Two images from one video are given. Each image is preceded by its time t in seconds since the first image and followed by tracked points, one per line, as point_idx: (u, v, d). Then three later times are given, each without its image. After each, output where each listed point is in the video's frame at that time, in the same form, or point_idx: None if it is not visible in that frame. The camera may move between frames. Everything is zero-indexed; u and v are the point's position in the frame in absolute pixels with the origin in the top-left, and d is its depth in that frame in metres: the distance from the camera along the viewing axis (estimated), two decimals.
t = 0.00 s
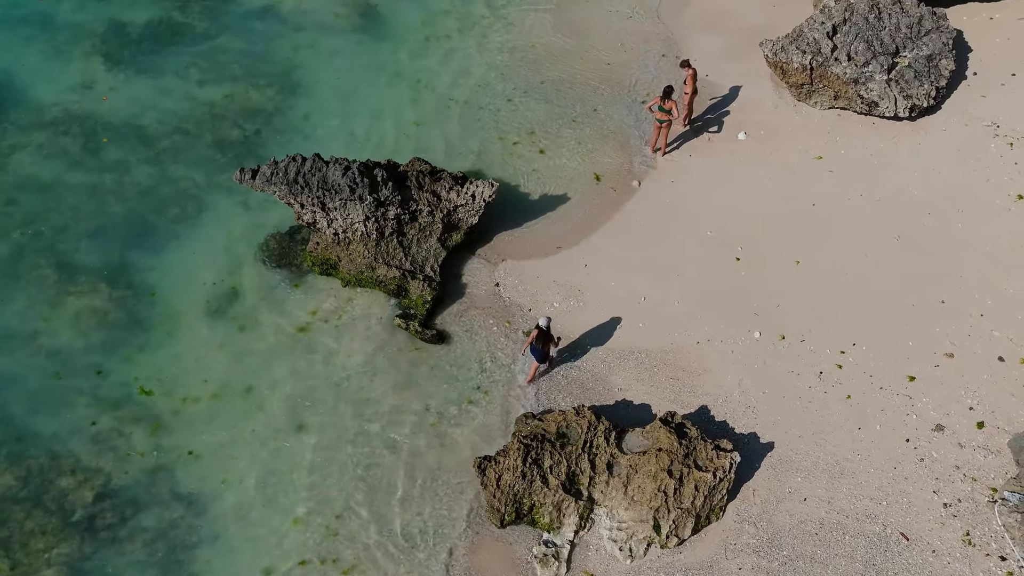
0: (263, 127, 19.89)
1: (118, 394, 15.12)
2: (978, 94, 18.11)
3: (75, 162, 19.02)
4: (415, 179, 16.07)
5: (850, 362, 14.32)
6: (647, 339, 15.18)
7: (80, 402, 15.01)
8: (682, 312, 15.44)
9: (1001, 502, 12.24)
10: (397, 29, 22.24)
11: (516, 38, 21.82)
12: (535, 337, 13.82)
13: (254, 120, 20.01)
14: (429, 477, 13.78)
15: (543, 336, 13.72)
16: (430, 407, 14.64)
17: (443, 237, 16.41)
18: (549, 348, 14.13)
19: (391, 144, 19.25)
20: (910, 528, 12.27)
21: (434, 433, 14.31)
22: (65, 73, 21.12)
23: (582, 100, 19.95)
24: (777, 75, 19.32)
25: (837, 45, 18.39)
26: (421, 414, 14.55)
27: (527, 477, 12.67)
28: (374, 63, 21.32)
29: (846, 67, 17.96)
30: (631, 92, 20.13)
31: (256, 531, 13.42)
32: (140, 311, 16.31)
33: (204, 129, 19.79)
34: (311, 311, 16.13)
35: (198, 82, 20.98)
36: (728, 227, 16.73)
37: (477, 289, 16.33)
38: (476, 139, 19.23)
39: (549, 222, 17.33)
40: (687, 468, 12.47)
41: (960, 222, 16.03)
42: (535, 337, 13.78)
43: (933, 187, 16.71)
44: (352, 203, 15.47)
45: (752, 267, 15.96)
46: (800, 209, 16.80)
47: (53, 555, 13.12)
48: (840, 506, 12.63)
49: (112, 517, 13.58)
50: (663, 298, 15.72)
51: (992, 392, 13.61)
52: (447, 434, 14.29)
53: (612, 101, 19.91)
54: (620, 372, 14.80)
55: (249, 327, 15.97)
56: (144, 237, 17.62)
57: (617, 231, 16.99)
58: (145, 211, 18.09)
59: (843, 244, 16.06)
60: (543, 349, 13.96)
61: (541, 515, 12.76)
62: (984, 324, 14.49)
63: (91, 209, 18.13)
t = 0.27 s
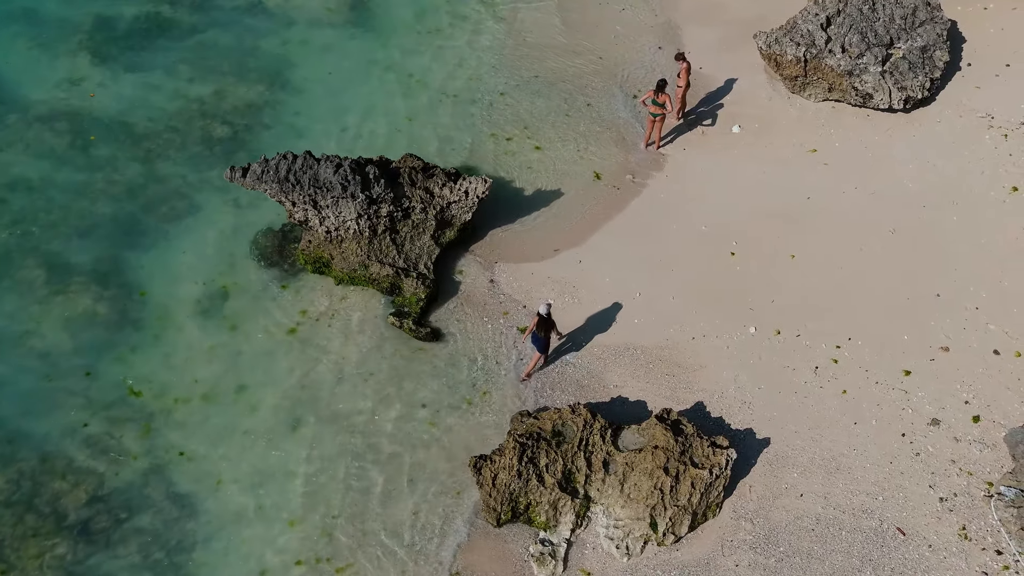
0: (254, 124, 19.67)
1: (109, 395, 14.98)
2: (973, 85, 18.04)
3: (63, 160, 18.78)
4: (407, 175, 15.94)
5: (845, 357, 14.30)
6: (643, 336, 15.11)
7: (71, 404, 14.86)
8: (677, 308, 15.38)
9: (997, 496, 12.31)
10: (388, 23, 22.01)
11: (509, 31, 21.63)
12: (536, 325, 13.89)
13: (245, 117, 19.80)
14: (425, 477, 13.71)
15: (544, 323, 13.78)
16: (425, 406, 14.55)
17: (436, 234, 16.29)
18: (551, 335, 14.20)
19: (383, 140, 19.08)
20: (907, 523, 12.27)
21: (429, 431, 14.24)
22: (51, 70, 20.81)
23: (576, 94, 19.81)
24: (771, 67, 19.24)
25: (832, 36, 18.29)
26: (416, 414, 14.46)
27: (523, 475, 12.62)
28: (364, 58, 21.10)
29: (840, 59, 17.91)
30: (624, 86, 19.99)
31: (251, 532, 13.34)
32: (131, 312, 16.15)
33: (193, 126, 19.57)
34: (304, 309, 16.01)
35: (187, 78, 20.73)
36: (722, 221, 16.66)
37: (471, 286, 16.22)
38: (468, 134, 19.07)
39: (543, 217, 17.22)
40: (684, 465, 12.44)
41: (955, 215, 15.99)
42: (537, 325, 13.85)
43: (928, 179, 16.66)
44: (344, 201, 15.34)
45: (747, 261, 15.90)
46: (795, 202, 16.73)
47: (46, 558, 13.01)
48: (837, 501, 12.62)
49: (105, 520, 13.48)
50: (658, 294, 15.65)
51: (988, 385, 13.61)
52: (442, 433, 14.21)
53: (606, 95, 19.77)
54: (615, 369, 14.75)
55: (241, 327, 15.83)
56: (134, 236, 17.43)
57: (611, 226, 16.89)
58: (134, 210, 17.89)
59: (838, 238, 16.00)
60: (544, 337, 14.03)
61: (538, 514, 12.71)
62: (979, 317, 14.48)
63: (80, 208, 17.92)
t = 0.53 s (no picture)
0: (247, 128, 19.58)
1: (103, 403, 14.87)
2: (966, 85, 18.05)
3: (56, 165, 18.66)
4: (402, 179, 15.89)
5: (842, 359, 14.28)
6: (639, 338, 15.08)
7: (64, 411, 14.75)
8: (674, 310, 15.35)
9: (995, 498, 12.31)
10: (382, 25, 21.95)
11: (503, 33, 21.59)
12: (535, 323, 13.85)
13: (238, 121, 19.71)
14: (421, 482, 13.65)
15: (543, 322, 13.73)
16: (421, 410, 14.49)
17: (431, 237, 16.23)
18: (551, 333, 14.13)
19: (377, 144, 19.01)
20: (905, 525, 12.26)
21: (425, 437, 14.18)
22: (43, 75, 20.68)
23: (570, 96, 19.78)
24: (764, 69, 19.18)
25: (825, 37, 18.26)
26: (412, 419, 14.40)
27: (520, 480, 12.56)
28: (358, 61, 21.04)
29: (834, 60, 17.88)
30: (619, 88, 19.97)
31: (247, 540, 13.26)
32: (124, 318, 16.04)
33: (187, 130, 19.47)
34: (299, 314, 15.94)
35: (180, 83, 20.63)
36: (718, 223, 16.64)
37: (467, 289, 16.17)
38: (463, 137, 19.02)
39: (538, 220, 17.18)
40: (681, 468, 12.41)
41: (950, 215, 16.00)
42: (536, 323, 13.81)
43: (922, 180, 16.67)
44: (338, 205, 15.27)
45: (743, 263, 15.88)
46: (790, 204, 16.72)
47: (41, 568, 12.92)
48: (834, 504, 12.60)
49: (100, 529, 13.39)
50: (654, 296, 15.62)
51: (984, 386, 13.61)
52: (439, 438, 14.15)
53: (600, 97, 19.74)
54: (611, 372, 14.70)
55: (236, 333, 15.75)
56: (127, 242, 17.33)
57: (607, 229, 16.86)
58: (128, 215, 17.79)
59: (833, 239, 15.99)
60: (544, 335, 13.96)
61: (535, 519, 12.66)
62: (975, 318, 14.48)
63: (73, 213, 17.80)
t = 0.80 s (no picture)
0: (242, 137, 19.54)
1: (97, 412, 14.77)
2: (960, 90, 18.09)
3: (50, 174, 18.59)
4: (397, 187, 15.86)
5: (839, 364, 14.26)
6: (636, 345, 15.04)
7: (58, 421, 14.65)
8: (671, 316, 15.31)
9: (994, 502, 12.26)
10: (377, 33, 21.95)
11: (498, 40, 21.59)
12: (534, 323, 13.98)
13: (233, 129, 19.67)
14: (418, 491, 13.57)
15: (542, 323, 13.85)
16: (418, 419, 14.42)
17: (427, 244, 16.18)
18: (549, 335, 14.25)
19: (372, 151, 18.97)
20: (903, 531, 12.22)
21: (421, 445, 14.11)
22: (36, 83, 20.61)
23: (565, 102, 19.78)
24: (759, 74, 19.28)
25: (819, 43, 18.34)
26: (408, 427, 14.33)
27: (517, 488, 12.50)
28: (353, 69, 21.02)
29: (828, 65, 17.96)
30: (614, 94, 19.97)
31: (242, 550, 13.17)
32: (119, 328, 15.96)
33: (181, 138, 19.43)
34: (295, 322, 15.87)
35: (175, 91, 20.59)
36: (714, 228, 16.63)
37: (463, 296, 16.12)
38: (458, 144, 19.00)
39: (534, 227, 17.15)
40: (679, 475, 12.35)
41: (945, 219, 16.02)
42: (535, 323, 13.94)
43: (917, 184, 16.69)
44: (334, 213, 15.22)
45: (739, 269, 15.86)
46: (786, 209, 16.72)
47: None
48: (833, 510, 12.56)
49: (94, 540, 13.29)
50: (651, 302, 15.58)
51: (981, 391, 13.59)
52: (436, 446, 14.08)
53: (596, 103, 19.74)
54: (608, 379, 14.66)
55: (231, 341, 15.67)
56: (122, 251, 17.25)
57: (602, 235, 16.84)
58: (122, 224, 17.72)
59: (829, 244, 15.99)
60: (543, 337, 14.09)
61: (532, 527, 12.58)
62: (972, 322, 14.46)
63: (66, 222, 17.72)
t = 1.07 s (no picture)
0: (237, 145, 19.48)
1: (90, 424, 14.67)
2: (955, 95, 18.10)
3: (43, 184, 18.52)
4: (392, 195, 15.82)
5: (836, 371, 14.22)
6: (632, 353, 14.97)
7: (51, 433, 14.55)
8: (668, 324, 15.26)
9: (992, 511, 12.20)
10: (372, 41, 21.92)
11: (493, 48, 21.58)
12: (539, 326, 13.77)
13: (228, 138, 19.61)
14: (414, 502, 13.48)
15: (548, 326, 13.67)
16: (413, 429, 14.33)
17: (422, 253, 16.12)
18: (553, 338, 14.11)
19: (367, 159, 18.93)
20: (902, 539, 12.17)
21: (417, 455, 14.02)
22: (30, 92, 20.54)
23: (561, 110, 19.75)
24: (754, 81, 19.27)
25: (813, 49, 18.35)
26: (404, 437, 14.24)
27: (513, 499, 12.41)
28: (348, 77, 20.98)
29: (823, 72, 17.95)
30: (609, 101, 19.95)
31: (237, 563, 13.07)
32: (112, 338, 15.86)
33: (175, 147, 19.36)
34: (290, 332, 15.79)
35: (169, 99, 20.53)
36: (710, 235, 16.60)
37: (458, 304, 16.05)
38: (454, 152, 18.96)
39: (530, 234, 17.09)
40: (676, 485, 12.28)
41: (941, 225, 16.00)
42: (540, 326, 13.73)
43: (913, 190, 16.68)
44: (328, 222, 15.15)
45: (735, 276, 15.82)
46: (782, 215, 16.69)
47: None
48: (831, 519, 12.50)
49: (87, 553, 13.20)
50: (648, 310, 15.53)
51: (979, 398, 13.54)
52: (432, 457, 13.98)
53: (591, 110, 19.72)
54: (605, 387, 14.59)
55: (225, 351, 15.59)
56: (115, 261, 17.16)
57: (598, 242, 16.79)
58: (115, 234, 17.64)
59: (825, 250, 15.96)
60: (547, 339, 13.92)
61: (529, 538, 12.49)
62: (969, 329, 14.43)
63: (60, 232, 17.64)
